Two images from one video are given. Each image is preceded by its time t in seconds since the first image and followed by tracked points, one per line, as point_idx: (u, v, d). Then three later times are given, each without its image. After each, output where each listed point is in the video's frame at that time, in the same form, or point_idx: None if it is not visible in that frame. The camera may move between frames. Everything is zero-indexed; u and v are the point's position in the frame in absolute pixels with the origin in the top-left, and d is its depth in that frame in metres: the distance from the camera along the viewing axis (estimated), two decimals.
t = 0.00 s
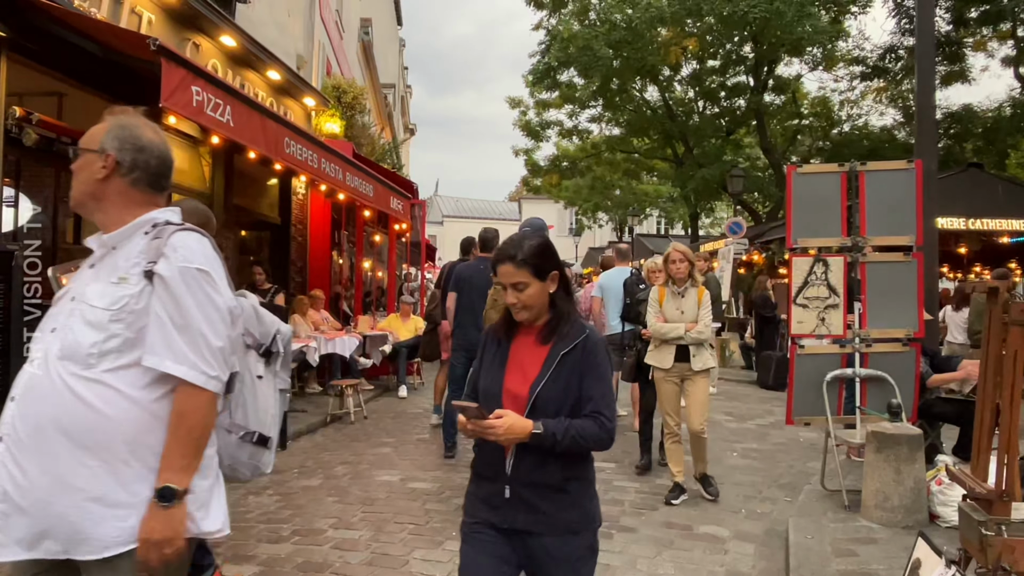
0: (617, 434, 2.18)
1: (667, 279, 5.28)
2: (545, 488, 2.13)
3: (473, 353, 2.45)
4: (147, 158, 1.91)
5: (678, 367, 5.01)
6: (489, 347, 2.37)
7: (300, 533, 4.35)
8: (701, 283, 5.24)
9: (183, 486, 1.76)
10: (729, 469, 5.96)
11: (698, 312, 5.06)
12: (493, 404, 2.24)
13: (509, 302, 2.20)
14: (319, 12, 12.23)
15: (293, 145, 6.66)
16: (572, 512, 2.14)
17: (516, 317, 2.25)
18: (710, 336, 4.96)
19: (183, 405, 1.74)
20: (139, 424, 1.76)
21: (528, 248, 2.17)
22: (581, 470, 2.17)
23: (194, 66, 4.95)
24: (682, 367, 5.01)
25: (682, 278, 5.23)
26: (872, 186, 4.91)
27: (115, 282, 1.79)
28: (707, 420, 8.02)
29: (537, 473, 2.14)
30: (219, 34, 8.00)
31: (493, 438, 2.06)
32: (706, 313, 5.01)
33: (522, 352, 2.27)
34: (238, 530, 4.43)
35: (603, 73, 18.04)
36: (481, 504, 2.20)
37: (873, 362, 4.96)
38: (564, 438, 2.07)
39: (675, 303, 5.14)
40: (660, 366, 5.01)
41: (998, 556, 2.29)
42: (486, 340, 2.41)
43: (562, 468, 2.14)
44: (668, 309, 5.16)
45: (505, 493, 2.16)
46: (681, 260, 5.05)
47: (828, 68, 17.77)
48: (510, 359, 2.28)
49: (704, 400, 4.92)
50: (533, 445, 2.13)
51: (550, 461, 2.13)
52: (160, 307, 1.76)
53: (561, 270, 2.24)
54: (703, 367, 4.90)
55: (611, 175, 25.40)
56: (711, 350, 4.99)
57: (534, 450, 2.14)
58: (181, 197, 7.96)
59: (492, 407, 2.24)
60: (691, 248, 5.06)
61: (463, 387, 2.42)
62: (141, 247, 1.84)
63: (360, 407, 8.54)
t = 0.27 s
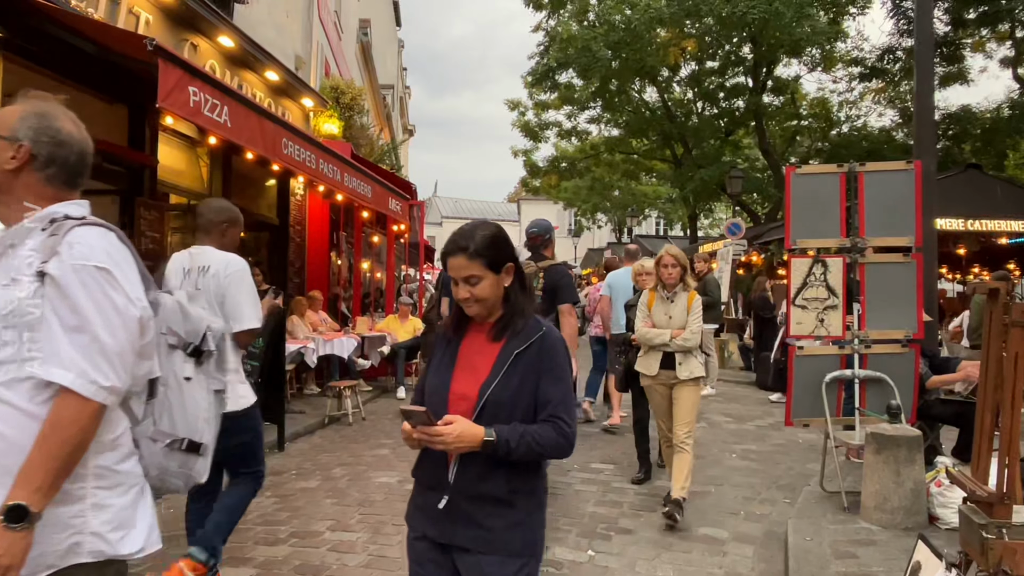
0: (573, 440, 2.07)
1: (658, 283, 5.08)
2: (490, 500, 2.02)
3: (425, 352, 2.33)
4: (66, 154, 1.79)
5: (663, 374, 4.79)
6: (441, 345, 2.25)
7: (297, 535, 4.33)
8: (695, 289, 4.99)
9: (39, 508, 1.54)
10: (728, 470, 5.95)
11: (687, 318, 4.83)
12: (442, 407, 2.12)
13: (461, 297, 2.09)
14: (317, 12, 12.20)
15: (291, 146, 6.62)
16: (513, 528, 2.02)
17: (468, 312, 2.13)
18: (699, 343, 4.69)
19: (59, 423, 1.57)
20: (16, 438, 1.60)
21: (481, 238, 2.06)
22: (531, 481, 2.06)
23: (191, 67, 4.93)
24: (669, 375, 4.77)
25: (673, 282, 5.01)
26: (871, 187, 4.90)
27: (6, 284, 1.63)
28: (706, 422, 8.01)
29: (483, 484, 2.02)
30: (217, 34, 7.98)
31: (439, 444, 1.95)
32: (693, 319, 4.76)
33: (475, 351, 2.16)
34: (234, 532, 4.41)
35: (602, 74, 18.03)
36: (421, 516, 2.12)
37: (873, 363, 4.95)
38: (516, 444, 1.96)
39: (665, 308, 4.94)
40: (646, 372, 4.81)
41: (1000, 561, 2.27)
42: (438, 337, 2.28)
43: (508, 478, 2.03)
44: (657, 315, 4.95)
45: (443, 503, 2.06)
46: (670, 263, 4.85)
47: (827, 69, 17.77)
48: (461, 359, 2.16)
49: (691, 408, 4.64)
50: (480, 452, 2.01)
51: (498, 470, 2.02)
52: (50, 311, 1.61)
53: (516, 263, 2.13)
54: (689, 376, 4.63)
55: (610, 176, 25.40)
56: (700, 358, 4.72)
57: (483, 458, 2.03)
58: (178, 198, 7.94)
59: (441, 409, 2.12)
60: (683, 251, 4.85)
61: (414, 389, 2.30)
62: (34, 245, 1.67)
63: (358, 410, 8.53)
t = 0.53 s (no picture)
0: (536, 452, 1.92)
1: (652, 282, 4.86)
2: (440, 516, 1.87)
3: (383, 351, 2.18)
4: None
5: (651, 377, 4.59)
6: (396, 346, 2.09)
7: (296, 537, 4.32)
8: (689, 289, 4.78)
9: None
10: (728, 472, 5.94)
11: (678, 319, 4.64)
12: (394, 413, 1.96)
13: (418, 293, 1.93)
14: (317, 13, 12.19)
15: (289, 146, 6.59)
16: (466, 547, 1.87)
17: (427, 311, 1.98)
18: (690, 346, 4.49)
19: None
20: None
21: (441, 231, 1.91)
22: (486, 498, 1.91)
23: (191, 67, 4.94)
24: (657, 379, 4.58)
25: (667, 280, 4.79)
26: (871, 187, 4.89)
27: None
28: (705, 423, 8.00)
29: (433, 499, 1.88)
30: (217, 35, 7.97)
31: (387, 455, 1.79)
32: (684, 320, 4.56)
33: (432, 353, 2.00)
34: (233, 533, 4.39)
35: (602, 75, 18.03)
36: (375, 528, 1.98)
37: (873, 364, 4.94)
38: (473, 456, 1.81)
39: (656, 309, 4.75)
40: (633, 375, 4.62)
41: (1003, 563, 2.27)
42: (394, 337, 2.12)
43: (460, 492, 1.89)
44: (648, 316, 4.77)
45: (395, 519, 1.93)
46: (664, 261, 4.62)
47: (827, 70, 17.77)
48: (416, 361, 2.00)
49: (677, 415, 4.38)
50: (433, 464, 1.86)
51: (451, 483, 1.87)
52: None
53: (480, 258, 1.98)
54: (678, 379, 4.42)
55: (610, 177, 25.39)
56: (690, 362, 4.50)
57: (435, 470, 1.87)
58: (178, 199, 7.93)
59: (392, 415, 1.96)
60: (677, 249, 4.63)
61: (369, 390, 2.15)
62: None
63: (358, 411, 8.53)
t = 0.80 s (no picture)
0: (492, 488, 1.79)
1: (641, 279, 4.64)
2: (379, 558, 1.78)
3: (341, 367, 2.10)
4: None
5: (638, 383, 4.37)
6: (352, 366, 2.00)
7: (295, 539, 4.31)
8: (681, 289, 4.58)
9: None
10: (728, 473, 5.93)
11: (668, 320, 4.43)
12: (338, 439, 1.87)
13: (370, 307, 1.86)
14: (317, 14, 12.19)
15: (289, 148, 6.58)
16: None
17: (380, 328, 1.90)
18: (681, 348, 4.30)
19: None
20: None
21: (392, 242, 1.83)
22: (432, 539, 1.81)
23: (191, 69, 4.94)
24: (646, 383, 4.36)
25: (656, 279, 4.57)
26: (871, 189, 4.89)
27: None
28: (705, 424, 7.99)
29: (372, 539, 1.78)
30: (217, 37, 7.98)
31: (319, 486, 1.72)
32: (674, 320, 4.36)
33: (382, 376, 1.91)
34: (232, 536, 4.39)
35: (602, 76, 18.03)
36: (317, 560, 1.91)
37: (874, 365, 4.93)
38: (415, 492, 1.71)
39: (646, 309, 4.53)
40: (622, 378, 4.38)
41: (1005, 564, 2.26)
42: (352, 357, 2.04)
43: (401, 533, 1.79)
44: (637, 316, 4.54)
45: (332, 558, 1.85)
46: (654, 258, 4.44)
47: (827, 71, 17.76)
48: (367, 384, 1.91)
49: (673, 418, 4.29)
50: (370, 500, 1.77)
51: (390, 521, 1.78)
52: None
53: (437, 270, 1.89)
54: (669, 384, 4.24)
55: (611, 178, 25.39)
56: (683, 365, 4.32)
57: (376, 506, 1.78)
58: (179, 200, 7.93)
59: (337, 443, 1.87)
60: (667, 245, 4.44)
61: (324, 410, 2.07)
62: None
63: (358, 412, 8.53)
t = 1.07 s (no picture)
0: (447, 497, 1.62)
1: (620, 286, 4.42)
2: None
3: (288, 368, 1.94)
4: None
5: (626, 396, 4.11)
6: (299, 367, 1.86)
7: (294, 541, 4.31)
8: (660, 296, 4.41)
9: None
10: (728, 475, 5.93)
11: (654, 328, 4.24)
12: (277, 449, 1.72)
13: (305, 299, 1.70)
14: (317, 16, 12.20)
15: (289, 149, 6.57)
16: None
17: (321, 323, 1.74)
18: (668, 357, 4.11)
19: None
20: None
21: (326, 224, 1.67)
22: (384, 559, 1.65)
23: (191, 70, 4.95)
24: (634, 396, 4.12)
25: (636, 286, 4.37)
26: (871, 191, 4.89)
27: None
28: (705, 426, 7.99)
29: (315, 562, 1.62)
30: (217, 38, 7.99)
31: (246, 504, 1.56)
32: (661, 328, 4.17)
33: (325, 376, 1.75)
34: (231, 538, 4.38)
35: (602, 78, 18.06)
36: None
37: (874, 367, 4.93)
38: (354, 508, 1.54)
39: (628, 318, 4.31)
40: (608, 392, 4.12)
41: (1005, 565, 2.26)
42: (301, 356, 1.89)
43: (349, 553, 1.63)
44: (619, 326, 4.31)
45: None
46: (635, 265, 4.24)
47: (827, 73, 17.78)
48: (309, 387, 1.76)
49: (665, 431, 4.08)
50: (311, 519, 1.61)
51: (335, 541, 1.62)
52: None
53: (380, 253, 1.73)
54: (660, 395, 4.03)
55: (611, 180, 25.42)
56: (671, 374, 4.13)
57: (317, 526, 1.63)
58: (179, 202, 7.93)
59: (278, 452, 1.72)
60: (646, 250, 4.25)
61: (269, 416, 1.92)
62: None
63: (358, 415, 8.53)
